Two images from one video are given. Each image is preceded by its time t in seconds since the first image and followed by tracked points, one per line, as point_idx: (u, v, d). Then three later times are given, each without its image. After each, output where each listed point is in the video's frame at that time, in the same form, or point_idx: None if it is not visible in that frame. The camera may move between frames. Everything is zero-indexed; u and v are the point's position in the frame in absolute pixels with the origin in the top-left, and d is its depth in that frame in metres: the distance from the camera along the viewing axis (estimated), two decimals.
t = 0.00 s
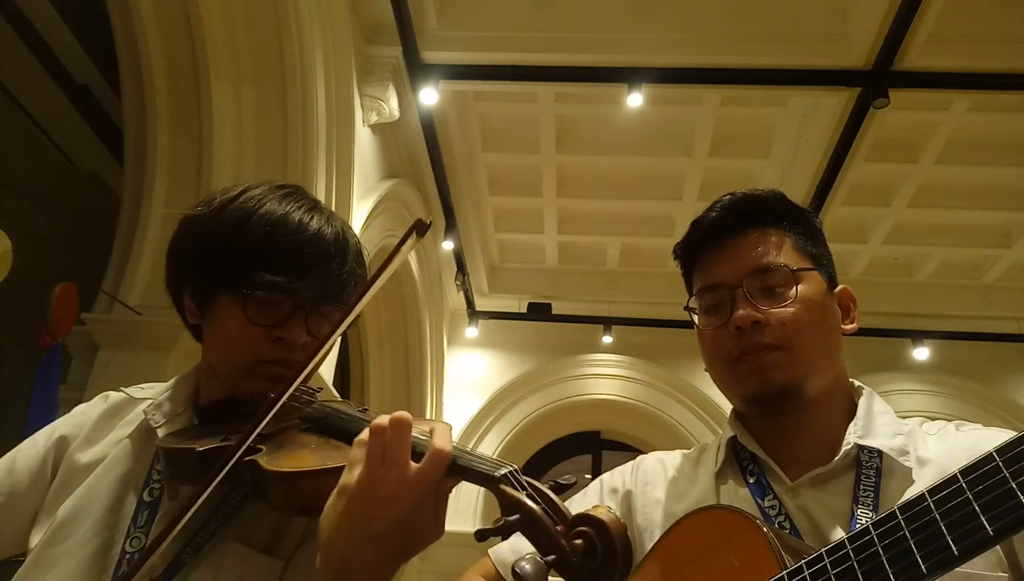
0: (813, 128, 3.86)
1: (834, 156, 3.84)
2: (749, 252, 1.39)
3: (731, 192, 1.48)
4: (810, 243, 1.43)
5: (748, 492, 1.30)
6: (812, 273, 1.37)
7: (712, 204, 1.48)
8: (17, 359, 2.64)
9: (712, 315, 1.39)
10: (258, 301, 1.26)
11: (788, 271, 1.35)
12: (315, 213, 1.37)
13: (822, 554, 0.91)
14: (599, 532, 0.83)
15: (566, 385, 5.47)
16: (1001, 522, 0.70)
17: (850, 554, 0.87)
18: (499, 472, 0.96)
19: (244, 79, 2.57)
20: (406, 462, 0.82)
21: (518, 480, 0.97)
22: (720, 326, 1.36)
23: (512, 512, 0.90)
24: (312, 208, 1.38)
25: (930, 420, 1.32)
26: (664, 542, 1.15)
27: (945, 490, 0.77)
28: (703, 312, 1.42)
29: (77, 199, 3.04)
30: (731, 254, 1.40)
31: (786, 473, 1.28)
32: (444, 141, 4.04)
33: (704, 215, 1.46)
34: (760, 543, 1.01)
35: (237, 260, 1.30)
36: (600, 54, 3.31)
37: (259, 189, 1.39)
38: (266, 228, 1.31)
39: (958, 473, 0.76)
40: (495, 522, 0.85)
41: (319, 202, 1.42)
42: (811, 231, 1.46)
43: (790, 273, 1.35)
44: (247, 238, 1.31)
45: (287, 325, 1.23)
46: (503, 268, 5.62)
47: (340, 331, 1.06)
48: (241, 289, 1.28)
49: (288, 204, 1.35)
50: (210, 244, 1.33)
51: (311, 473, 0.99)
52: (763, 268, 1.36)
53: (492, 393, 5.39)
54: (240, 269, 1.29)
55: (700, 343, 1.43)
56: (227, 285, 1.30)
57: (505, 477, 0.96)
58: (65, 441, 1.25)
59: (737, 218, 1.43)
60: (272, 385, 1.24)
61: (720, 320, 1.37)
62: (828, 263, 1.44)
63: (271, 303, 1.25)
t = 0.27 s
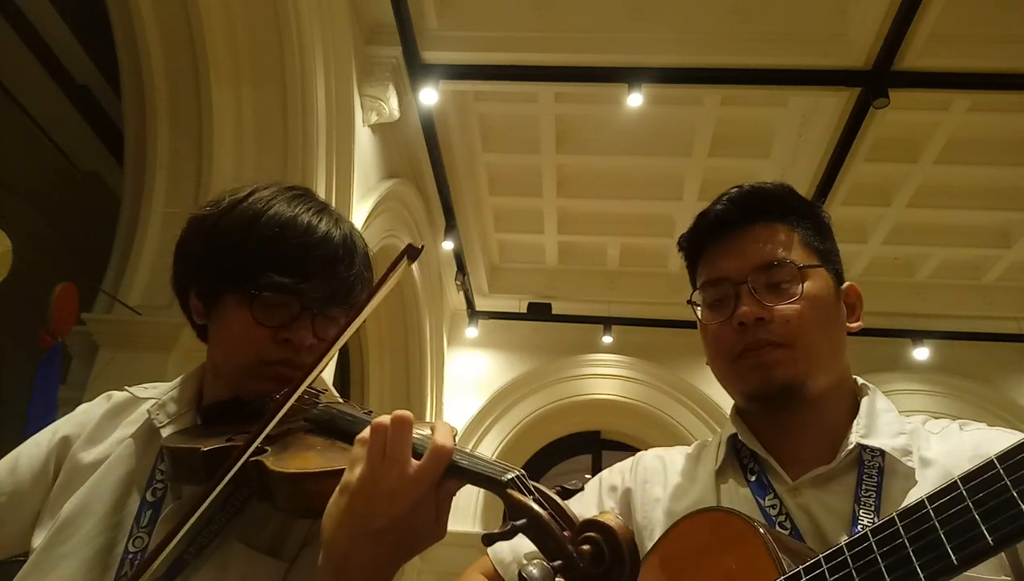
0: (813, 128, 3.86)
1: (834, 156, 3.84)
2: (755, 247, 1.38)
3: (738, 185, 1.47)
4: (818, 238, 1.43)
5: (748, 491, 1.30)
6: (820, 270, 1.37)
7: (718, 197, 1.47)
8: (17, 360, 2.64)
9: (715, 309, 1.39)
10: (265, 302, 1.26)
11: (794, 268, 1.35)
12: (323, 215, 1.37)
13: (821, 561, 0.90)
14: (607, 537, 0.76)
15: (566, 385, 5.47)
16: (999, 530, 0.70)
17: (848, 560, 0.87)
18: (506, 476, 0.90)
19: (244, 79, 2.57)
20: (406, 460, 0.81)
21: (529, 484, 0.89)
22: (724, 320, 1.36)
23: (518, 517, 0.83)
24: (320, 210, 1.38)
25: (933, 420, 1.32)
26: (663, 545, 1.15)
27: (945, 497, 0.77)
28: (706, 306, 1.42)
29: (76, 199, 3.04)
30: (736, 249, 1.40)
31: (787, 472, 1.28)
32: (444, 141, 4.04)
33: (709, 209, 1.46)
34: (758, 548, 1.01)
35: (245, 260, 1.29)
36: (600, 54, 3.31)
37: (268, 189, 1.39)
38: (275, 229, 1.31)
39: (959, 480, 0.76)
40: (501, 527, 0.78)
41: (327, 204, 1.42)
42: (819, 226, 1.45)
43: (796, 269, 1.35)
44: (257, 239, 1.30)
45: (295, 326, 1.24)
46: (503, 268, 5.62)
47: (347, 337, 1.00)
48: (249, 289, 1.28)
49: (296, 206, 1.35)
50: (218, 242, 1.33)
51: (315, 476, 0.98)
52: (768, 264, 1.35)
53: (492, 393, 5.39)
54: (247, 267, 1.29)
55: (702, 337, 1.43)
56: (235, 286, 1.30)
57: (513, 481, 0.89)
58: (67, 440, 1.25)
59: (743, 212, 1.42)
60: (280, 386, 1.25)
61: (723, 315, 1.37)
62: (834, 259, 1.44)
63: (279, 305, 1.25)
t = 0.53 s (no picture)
0: (813, 128, 3.85)
1: (834, 156, 3.84)
2: (763, 239, 1.37)
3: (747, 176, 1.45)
4: (829, 231, 1.41)
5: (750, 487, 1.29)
6: (829, 264, 1.35)
7: (726, 187, 1.45)
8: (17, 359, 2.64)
9: (721, 301, 1.38)
10: (273, 306, 1.26)
11: (803, 261, 1.33)
12: (332, 221, 1.37)
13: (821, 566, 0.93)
14: (613, 569, 0.71)
15: (566, 385, 5.47)
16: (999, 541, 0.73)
17: (847, 567, 0.90)
18: (512, 500, 0.85)
19: (244, 79, 2.57)
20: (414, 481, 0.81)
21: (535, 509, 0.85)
22: (729, 314, 1.34)
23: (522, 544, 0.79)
24: (329, 215, 1.37)
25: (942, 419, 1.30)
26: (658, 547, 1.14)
27: (945, 506, 0.79)
28: (711, 297, 1.40)
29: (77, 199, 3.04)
30: (744, 240, 1.38)
31: (790, 469, 1.28)
32: (444, 141, 4.04)
33: (717, 199, 1.44)
34: (758, 552, 1.01)
35: (252, 261, 1.29)
36: (600, 54, 3.31)
37: (276, 192, 1.38)
38: (286, 234, 1.31)
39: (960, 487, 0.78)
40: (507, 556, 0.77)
41: (335, 207, 1.42)
42: (829, 220, 1.43)
43: (805, 263, 1.33)
44: (267, 243, 1.30)
45: (302, 331, 1.24)
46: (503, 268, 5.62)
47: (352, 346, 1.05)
48: (258, 293, 1.28)
49: (305, 210, 1.35)
50: (225, 242, 1.33)
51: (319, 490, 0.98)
52: (776, 257, 1.34)
53: (492, 393, 5.39)
54: (254, 268, 1.29)
55: (707, 331, 1.42)
56: (242, 289, 1.29)
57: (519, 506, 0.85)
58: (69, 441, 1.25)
59: (751, 203, 1.40)
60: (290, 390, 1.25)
61: (728, 308, 1.35)
62: (843, 252, 1.41)
63: (287, 310, 1.26)
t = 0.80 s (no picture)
0: (813, 128, 3.85)
1: (834, 156, 3.84)
2: (778, 230, 1.36)
3: (761, 165, 1.44)
4: (843, 225, 1.39)
5: (755, 481, 1.28)
6: (842, 258, 1.33)
7: (741, 175, 1.45)
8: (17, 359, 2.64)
9: (732, 293, 1.37)
10: (280, 310, 1.27)
11: (818, 255, 1.32)
12: (341, 226, 1.37)
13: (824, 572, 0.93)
14: None
15: (566, 385, 5.47)
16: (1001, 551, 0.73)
17: (851, 573, 0.91)
18: (513, 533, 0.89)
19: (244, 79, 2.57)
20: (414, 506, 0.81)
21: (535, 544, 0.89)
22: (740, 306, 1.33)
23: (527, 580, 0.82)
24: (337, 220, 1.37)
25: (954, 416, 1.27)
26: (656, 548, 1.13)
27: (954, 515, 0.80)
28: (722, 288, 1.40)
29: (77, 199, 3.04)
30: (757, 229, 1.37)
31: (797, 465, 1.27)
32: (444, 141, 4.04)
33: (731, 186, 1.44)
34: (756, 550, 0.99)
35: (260, 263, 1.29)
36: (600, 54, 3.31)
37: (288, 194, 1.38)
38: (293, 238, 1.30)
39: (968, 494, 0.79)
40: None
41: (349, 213, 1.43)
42: (845, 213, 1.41)
43: (817, 257, 1.32)
44: (275, 246, 1.30)
45: (306, 337, 1.25)
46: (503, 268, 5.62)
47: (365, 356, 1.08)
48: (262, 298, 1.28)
49: (314, 214, 1.35)
50: (234, 240, 1.33)
51: (320, 510, 0.98)
52: (789, 249, 1.33)
53: (492, 393, 5.40)
54: (262, 269, 1.29)
55: (716, 323, 1.41)
56: (247, 292, 1.29)
57: (519, 539, 0.89)
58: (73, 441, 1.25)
59: (766, 192, 1.39)
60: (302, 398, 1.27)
61: (740, 299, 1.34)
62: (856, 246, 1.40)
63: (292, 315, 1.26)
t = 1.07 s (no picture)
0: (813, 127, 3.85)
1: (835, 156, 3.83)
2: (804, 219, 1.29)
3: (789, 151, 1.37)
4: (871, 218, 1.32)
5: (763, 474, 1.20)
6: (868, 251, 1.26)
7: (767, 160, 1.38)
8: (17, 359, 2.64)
9: (751, 282, 1.30)
10: (286, 311, 1.26)
11: (841, 247, 1.24)
12: (349, 228, 1.36)
13: (832, 576, 0.90)
14: None
15: (566, 385, 5.47)
16: None
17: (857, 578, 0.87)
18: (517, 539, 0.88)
19: (244, 79, 2.57)
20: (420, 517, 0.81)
21: (539, 551, 0.89)
22: (759, 296, 1.26)
23: None
24: (347, 222, 1.37)
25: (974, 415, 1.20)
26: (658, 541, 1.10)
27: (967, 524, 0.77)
28: (741, 276, 1.32)
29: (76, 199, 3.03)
30: (780, 217, 1.31)
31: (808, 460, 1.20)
32: (444, 141, 4.04)
33: (756, 172, 1.37)
34: (765, 547, 0.96)
35: (268, 264, 1.29)
36: (600, 54, 3.31)
37: (300, 195, 1.38)
38: (300, 239, 1.30)
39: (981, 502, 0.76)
40: None
41: (363, 218, 1.43)
42: (874, 206, 1.34)
43: (843, 249, 1.24)
44: (282, 247, 1.29)
45: (310, 338, 1.24)
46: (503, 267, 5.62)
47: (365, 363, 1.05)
48: (267, 299, 1.27)
49: (323, 216, 1.34)
50: (245, 238, 1.32)
51: (326, 512, 0.93)
52: (813, 239, 1.25)
53: (492, 393, 5.40)
54: (271, 269, 1.28)
55: (732, 312, 1.34)
56: (254, 293, 1.29)
57: (524, 545, 0.88)
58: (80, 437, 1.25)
59: (792, 180, 1.33)
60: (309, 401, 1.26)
61: (760, 288, 1.27)
62: (884, 241, 1.32)
63: (296, 316, 1.26)
